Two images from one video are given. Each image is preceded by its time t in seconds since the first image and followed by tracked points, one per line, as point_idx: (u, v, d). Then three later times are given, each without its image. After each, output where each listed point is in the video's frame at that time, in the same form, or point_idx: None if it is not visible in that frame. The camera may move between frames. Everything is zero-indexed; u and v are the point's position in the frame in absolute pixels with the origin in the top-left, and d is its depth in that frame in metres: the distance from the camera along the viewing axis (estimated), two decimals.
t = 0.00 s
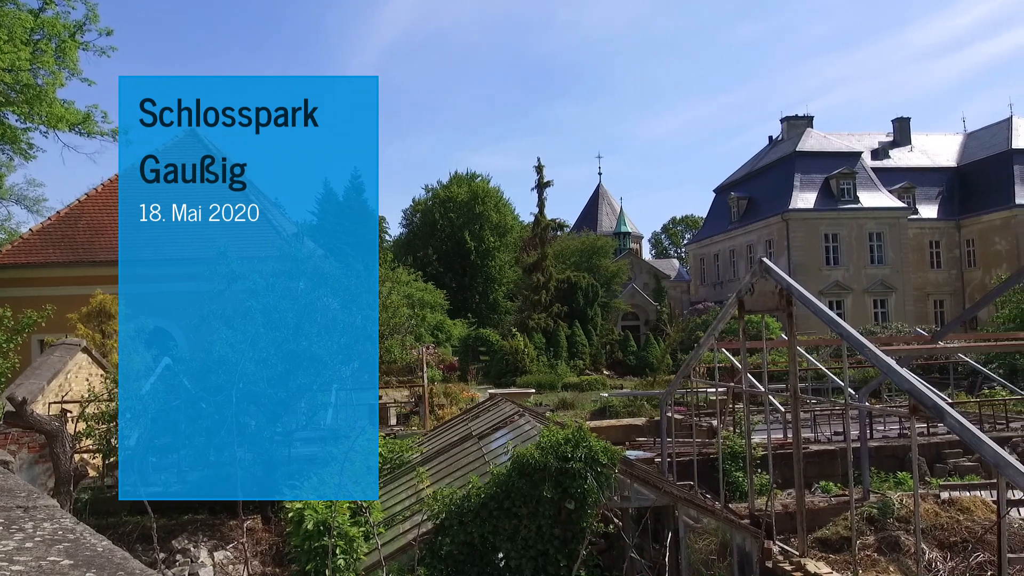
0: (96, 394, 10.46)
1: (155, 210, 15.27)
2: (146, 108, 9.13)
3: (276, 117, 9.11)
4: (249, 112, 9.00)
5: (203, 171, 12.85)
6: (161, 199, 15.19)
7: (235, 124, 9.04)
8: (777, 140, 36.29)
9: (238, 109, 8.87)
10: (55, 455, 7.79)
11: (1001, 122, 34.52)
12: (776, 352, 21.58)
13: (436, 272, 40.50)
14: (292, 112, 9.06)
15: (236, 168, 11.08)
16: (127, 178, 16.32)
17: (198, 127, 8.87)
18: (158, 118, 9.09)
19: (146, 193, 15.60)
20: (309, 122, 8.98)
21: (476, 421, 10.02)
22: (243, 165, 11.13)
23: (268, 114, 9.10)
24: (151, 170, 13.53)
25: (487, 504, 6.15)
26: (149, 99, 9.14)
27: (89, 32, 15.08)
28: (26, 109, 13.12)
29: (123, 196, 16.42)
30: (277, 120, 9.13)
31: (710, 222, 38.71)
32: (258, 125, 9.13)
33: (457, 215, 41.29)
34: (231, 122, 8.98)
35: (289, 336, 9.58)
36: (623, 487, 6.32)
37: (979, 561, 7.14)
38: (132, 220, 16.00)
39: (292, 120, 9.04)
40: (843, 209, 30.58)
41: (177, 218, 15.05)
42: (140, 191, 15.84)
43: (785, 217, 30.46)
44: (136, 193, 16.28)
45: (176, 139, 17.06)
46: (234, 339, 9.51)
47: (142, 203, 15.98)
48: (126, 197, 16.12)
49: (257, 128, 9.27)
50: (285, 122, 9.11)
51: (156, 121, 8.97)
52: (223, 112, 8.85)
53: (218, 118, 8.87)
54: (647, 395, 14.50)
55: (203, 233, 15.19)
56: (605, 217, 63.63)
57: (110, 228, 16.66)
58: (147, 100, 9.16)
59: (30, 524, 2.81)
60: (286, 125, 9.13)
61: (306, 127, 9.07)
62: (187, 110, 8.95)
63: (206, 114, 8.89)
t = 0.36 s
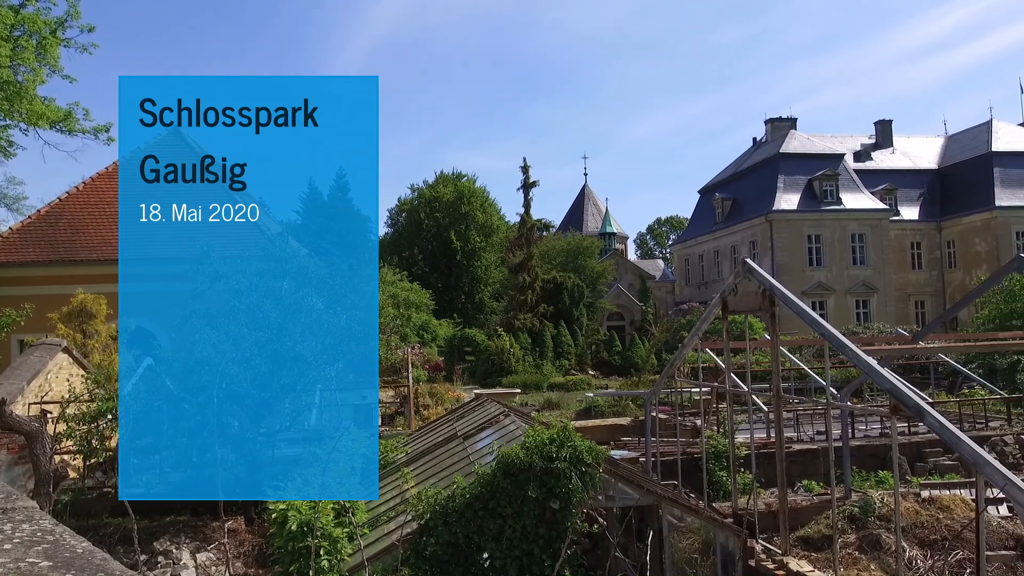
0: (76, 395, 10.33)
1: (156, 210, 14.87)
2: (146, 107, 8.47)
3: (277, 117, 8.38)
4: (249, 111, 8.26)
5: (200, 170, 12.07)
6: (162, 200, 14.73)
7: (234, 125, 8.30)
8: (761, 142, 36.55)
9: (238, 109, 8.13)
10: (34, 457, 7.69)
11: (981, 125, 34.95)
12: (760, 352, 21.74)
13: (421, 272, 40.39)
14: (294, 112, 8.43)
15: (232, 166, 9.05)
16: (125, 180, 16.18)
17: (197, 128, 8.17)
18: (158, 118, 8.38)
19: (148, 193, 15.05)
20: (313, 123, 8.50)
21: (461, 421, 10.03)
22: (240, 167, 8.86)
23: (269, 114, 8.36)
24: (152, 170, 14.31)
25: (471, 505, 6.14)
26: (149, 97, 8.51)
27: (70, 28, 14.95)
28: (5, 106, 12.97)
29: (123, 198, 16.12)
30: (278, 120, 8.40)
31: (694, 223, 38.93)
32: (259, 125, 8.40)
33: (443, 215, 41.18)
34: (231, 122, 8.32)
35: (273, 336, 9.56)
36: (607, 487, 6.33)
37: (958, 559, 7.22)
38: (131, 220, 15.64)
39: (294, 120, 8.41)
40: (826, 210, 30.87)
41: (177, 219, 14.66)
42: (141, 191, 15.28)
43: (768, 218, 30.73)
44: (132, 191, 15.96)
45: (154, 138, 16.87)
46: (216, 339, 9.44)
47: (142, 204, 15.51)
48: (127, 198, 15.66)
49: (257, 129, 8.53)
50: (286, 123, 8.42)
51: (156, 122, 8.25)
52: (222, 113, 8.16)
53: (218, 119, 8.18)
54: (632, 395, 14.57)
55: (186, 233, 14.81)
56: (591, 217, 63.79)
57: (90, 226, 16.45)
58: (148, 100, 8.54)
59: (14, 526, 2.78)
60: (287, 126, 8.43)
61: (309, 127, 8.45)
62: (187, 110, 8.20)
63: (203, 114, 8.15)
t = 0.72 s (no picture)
0: (55, 396, 10.17)
1: (155, 210, 15.02)
2: (150, 108, 9.87)
3: (276, 117, 9.58)
4: (249, 112, 9.41)
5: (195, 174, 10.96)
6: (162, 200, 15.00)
7: (234, 123, 9.43)
8: (744, 144, 36.78)
9: (238, 110, 9.28)
10: (12, 458, 7.58)
11: (961, 128, 35.40)
12: (743, 352, 21.89)
13: (406, 272, 40.26)
14: (293, 112, 9.58)
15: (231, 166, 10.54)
16: (125, 180, 16.20)
17: (198, 126, 9.30)
18: (162, 119, 9.49)
19: (150, 193, 15.44)
20: (308, 120, 9.28)
21: (446, 421, 10.02)
22: (241, 167, 10.43)
23: (268, 114, 9.53)
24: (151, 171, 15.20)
25: (456, 506, 6.13)
26: (149, 100, 10.04)
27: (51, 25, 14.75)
28: None
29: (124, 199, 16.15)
30: (277, 120, 9.60)
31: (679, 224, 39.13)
32: (258, 124, 9.54)
33: (428, 215, 41.03)
34: (231, 121, 9.39)
35: (256, 337, 9.47)
36: (592, 487, 6.35)
37: (938, 557, 7.30)
38: (132, 220, 15.62)
39: (293, 119, 9.57)
40: (808, 212, 31.14)
41: (176, 219, 14.51)
42: (143, 191, 15.56)
43: (751, 220, 30.96)
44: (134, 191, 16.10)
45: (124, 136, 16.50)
46: (198, 339, 9.37)
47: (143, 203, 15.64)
48: (128, 199, 15.79)
49: (256, 128, 9.68)
50: (285, 122, 9.59)
51: (159, 121, 9.44)
52: (223, 112, 9.27)
53: (217, 118, 9.29)
54: (616, 395, 14.62)
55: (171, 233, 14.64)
56: (576, 218, 63.93)
57: (69, 225, 16.20)
58: (151, 101, 9.96)
59: None
60: (286, 125, 9.61)
61: (306, 126, 9.60)
62: (188, 110, 9.35)
63: (206, 114, 9.27)
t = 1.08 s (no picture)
0: (34, 397, 9.94)
1: (156, 210, 14.61)
2: (148, 108, 9.51)
3: (276, 117, 9.39)
4: (249, 112, 9.21)
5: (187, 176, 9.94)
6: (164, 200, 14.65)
7: (233, 124, 9.25)
8: (728, 145, 37.04)
9: (237, 109, 9.13)
10: None
11: (941, 131, 35.84)
12: (726, 352, 22.05)
13: (391, 272, 40.10)
14: (293, 113, 9.31)
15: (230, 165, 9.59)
16: (125, 178, 16.18)
17: (197, 126, 9.11)
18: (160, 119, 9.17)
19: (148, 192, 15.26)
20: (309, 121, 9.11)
21: (430, 422, 9.99)
22: (241, 167, 9.59)
23: (268, 114, 9.31)
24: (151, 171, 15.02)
25: (439, 506, 6.13)
26: (149, 99, 9.57)
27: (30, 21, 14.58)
28: None
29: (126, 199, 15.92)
30: (277, 120, 9.39)
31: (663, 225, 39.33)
32: (258, 125, 9.32)
33: (413, 215, 40.82)
34: (230, 122, 9.17)
35: (238, 337, 9.45)
36: (577, 487, 6.38)
37: (917, 556, 7.35)
38: (132, 219, 15.40)
39: (293, 120, 9.30)
40: (791, 213, 31.40)
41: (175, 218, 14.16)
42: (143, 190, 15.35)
43: (735, 221, 31.16)
44: (133, 189, 16.07)
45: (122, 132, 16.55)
46: (181, 340, 9.33)
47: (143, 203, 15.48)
48: (128, 198, 15.67)
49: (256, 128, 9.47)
50: (285, 122, 9.36)
51: (157, 121, 9.19)
52: (222, 113, 9.13)
53: (217, 118, 9.11)
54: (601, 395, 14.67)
55: (157, 233, 14.37)
56: (561, 219, 64.06)
57: (48, 224, 15.97)
58: (150, 102, 9.53)
59: None
60: (286, 124, 9.39)
61: (307, 126, 9.35)
62: (187, 110, 9.13)
63: (204, 114, 9.09)
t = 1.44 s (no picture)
0: (13, 397, 9.85)
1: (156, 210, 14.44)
2: (146, 108, 8.95)
3: (277, 117, 8.98)
4: (249, 112, 8.81)
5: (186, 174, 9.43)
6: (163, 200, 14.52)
7: (234, 124, 8.82)
8: (712, 147, 37.26)
9: (238, 109, 8.68)
10: None
11: (921, 134, 36.29)
12: (709, 352, 22.17)
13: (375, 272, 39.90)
14: (293, 112, 8.91)
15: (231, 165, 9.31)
16: (125, 176, 16.11)
17: (198, 127, 8.63)
18: (159, 119, 8.68)
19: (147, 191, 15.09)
20: (310, 121, 8.76)
21: (414, 424, 9.95)
22: (241, 167, 9.41)
23: (268, 114, 8.92)
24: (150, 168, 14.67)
25: (424, 507, 6.11)
26: (149, 99, 8.97)
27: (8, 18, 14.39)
28: None
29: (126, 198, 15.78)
30: (277, 120, 9.00)
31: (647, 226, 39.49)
32: (259, 125, 8.96)
33: (397, 215, 40.41)
34: (232, 122, 8.78)
35: (220, 337, 9.45)
36: (560, 487, 6.41)
37: (896, 554, 7.40)
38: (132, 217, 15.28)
39: (294, 120, 8.90)
40: (774, 215, 31.64)
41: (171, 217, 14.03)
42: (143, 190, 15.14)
43: (718, 222, 31.34)
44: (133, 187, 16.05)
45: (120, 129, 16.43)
46: (161, 340, 9.44)
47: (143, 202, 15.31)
48: (129, 198, 15.56)
49: (256, 128, 9.08)
50: (286, 123, 8.96)
51: (156, 122, 8.62)
52: (223, 113, 8.62)
53: (218, 119, 8.64)
54: (585, 395, 14.72)
55: (141, 231, 14.15)
56: (546, 220, 64.13)
57: (28, 222, 15.76)
58: (148, 100, 9.00)
59: None
60: (286, 125, 8.99)
61: (308, 127, 8.96)
62: (187, 110, 8.60)
63: (206, 114, 8.60)
